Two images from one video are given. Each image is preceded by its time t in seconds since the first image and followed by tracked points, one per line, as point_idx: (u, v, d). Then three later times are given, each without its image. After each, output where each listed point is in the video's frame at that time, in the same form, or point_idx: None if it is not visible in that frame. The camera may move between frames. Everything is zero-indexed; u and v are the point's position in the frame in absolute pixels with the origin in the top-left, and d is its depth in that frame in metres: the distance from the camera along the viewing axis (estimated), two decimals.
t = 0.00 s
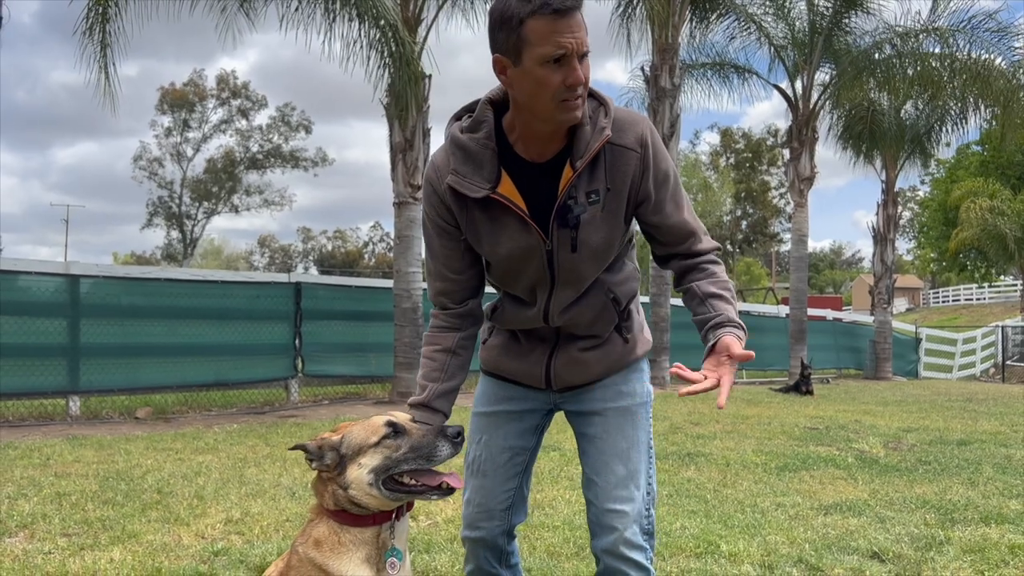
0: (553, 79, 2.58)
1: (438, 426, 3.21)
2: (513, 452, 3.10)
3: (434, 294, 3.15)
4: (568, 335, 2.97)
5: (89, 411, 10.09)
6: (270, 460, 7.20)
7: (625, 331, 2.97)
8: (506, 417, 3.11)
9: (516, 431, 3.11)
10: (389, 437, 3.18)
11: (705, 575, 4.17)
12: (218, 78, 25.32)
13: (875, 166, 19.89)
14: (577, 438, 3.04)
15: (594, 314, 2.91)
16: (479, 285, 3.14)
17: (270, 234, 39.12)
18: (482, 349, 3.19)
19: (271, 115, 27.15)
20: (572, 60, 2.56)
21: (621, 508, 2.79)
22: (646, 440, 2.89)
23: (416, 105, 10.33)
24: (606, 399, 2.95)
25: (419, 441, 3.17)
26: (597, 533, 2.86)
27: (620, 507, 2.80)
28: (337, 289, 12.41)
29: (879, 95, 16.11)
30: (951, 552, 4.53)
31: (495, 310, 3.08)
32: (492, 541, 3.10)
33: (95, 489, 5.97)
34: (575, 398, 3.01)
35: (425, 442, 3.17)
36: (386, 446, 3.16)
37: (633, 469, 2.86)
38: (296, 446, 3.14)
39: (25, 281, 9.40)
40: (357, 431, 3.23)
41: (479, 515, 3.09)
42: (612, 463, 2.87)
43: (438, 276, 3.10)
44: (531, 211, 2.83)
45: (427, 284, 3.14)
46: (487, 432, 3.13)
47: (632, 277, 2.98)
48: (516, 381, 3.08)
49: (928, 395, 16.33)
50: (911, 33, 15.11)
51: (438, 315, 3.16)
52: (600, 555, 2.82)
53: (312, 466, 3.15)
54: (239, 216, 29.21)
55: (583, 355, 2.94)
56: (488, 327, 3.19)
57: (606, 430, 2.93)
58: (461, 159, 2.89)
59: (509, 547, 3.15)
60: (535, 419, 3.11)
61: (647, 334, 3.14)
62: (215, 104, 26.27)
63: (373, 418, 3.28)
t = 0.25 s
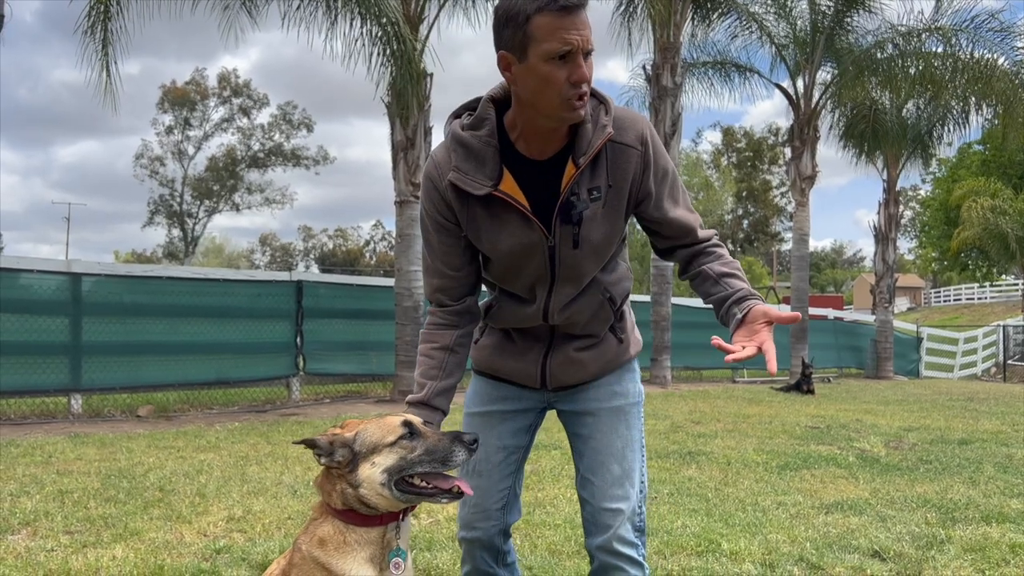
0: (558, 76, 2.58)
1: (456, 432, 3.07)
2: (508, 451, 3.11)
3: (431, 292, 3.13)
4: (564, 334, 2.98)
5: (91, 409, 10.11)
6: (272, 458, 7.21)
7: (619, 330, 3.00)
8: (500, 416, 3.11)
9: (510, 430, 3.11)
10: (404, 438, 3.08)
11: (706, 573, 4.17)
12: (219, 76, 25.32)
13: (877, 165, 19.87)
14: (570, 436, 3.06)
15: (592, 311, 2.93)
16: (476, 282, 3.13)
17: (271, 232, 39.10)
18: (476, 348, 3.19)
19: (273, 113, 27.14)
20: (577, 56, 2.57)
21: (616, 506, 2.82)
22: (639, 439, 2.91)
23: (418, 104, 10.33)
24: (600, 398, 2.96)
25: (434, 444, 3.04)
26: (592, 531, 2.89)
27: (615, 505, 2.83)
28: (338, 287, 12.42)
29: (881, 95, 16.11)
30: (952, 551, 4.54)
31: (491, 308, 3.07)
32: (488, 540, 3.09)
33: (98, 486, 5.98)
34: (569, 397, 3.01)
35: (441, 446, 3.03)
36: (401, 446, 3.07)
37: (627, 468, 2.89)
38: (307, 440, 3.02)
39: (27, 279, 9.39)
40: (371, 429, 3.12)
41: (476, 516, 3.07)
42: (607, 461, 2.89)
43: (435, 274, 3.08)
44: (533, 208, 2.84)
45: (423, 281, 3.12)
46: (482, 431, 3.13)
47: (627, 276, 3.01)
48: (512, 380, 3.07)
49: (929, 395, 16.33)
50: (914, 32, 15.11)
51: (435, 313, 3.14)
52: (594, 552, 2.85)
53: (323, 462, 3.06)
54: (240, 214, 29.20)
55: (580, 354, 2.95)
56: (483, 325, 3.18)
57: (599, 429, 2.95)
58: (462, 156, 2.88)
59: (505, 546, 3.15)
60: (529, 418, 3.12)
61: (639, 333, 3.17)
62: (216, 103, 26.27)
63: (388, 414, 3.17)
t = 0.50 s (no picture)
0: (556, 75, 2.59)
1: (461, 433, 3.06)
2: (504, 450, 3.13)
3: (428, 290, 3.13)
4: (561, 332, 2.98)
5: (92, 407, 10.13)
6: (272, 456, 7.22)
7: (615, 330, 3.02)
8: (496, 415, 3.12)
9: (506, 429, 3.13)
10: (410, 438, 3.06)
11: (706, 571, 4.19)
12: (220, 75, 25.32)
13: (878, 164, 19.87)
14: (567, 435, 3.07)
15: (589, 309, 2.94)
16: (474, 280, 3.14)
17: (272, 231, 39.08)
18: (473, 347, 3.20)
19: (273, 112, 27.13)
20: (575, 56, 2.58)
21: (613, 503, 2.83)
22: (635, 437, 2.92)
23: (418, 102, 10.32)
24: (597, 397, 2.97)
25: (439, 445, 3.02)
26: (589, 528, 2.90)
27: (612, 502, 2.85)
28: (339, 286, 12.42)
29: (881, 94, 16.11)
30: (951, 549, 4.55)
31: (488, 307, 3.08)
32: (484, 539, 3.09)
33: (98, 484, 5.99)
34: (566, 395, 3.02)
35: (446, 447, 3.02)
36: (407, 446, 3.06)
37: (625, 465, 2.90)
38: (312, 437, 3.00)
39: (27, 277, 9.38)
40: (377, 428, 3.10)
41: (471, 515, 3.08)
42: (604, 459, 2.90)
43: (433, 272, 3.08)
44: (531, 206, 2.85)
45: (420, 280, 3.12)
46: (478, 430, 3.14)
47: (623, 275, 3.02)
48: (509, 379, 3.08)
49: (929, 394, 16.33)
50: (914, 32, 15.12)
51: (434, 311, 3.15)
52: (592, 549, 2.86)
53: (327, 460, 3.04)
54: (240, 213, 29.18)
55: (576, 352, 2.96)
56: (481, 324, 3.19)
57: (596, 427, 2.96)
58: (461, 154, 2.89)
59: (501, 545, 3.15)
60: (526, 417, 3.13)
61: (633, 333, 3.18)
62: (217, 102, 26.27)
63: (393, 412, 3.16)
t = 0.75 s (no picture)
0: (554, 72, 2.59)
1: (467, 437, 3.06)
2: (503, 448, 3.13)
3: (427, 287, 3.13)
4: (560, 330, 2.98)
5: (92, 405, 10.12)
6: (273, 454, 7.22)
7: (614, 328, 3.02)
8: (495, 413, 3.12)
9: (505, 428, 3.13)
10: (417, 439, 3.06)
11: (706, 570, 4.19)
12: (220, 73, 25.31)
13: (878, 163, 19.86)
14: (566, 433, 3.07)
15: (588, 307, 2.94)
16: (472, 278, 3.14)
17: (272, 229, 39.04)
18: (472, 345, 3.19)
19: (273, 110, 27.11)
20: (572, 53, 2.58)
21: (612, 501, 2.83)
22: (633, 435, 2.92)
23: (419, 101, 10.31)
24: (595, 395, 2.97)
25: (445, 448, 3.02)
26: (589, 527, 2.89)
27: (611, 500, 2.84)
28: (339, 284, 12.42)
29: (882, 92, 16.10)
30: (951, 548, 4.55)
31: (487, 305, 3.07)
32: (483, 537, 3.08)
33: (99, 482, 5.99)
34: (565, 393, 3.02)
35: (452, 451, 3.01)
36: (413, 448, 3.05)
37: (623, 463, 2.90)
38: (318, 435, 3.00)
39: (27, 275, 9.38)
40: (383, 428, 3.09)
41: (470, 514, 3.07)
42: (603, 457, 2.90)
43: (431, 269, 3.08)
44: (530, 203, 2.84)
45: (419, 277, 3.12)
46: (477, 428, 3.14)
47: (622, 273, 3.01)
48: (507, 377, 3.08)
49: (929, 392, 16.33)
50: (914, 30, 15.11)
51: (433, 308, 3.14)
52: (591, 547, 2.86)
53: (332, 458, 3.03)
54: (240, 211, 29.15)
55: (575, 350, 2.96)
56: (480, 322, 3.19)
57: (594, 425, 2.95)
58: (459, 151, 2.89)
59: (500, 543, 3.14)
60: (524, 415, 3.13)
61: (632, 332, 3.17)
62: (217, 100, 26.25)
63: (400, 413, 3.15)
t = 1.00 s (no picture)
0: (549, 71, 2.59)
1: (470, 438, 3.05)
2: (503, 447, 3.13)
3: (426, 286, 3.13)
4: (559, 329, 2.98)
5: (91, 404, 10.11)
6: (272, 453, 7.21)
7: (613, 327, 3.01)
8: (494, 412, 3.12)
9: (504, 427, 3.12)
10: (419, 439, 3.05)
11: (706, 569, 4.18)
12: (220, 71, 25.30)
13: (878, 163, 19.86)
14: (564, 432, 3.06)
15: (587, 305, 2.93)
16: (471, 276, 3.13)
17: (271, 228, 39.01)
18: (471, 344, 3.19)
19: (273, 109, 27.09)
20: (567, 51, 2.58)
21: (611, 500, 2.83)
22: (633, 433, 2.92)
23: (419, 99, 10.29)
24: (595, 394, 2.97)
25: (447, 449, 3.01)
26: (588, 526, 2.89)
27: (610, 499, 2.84)
28: (339, 283, 12.42)
29: (882, 91, 16.10)
30: (951, 548, 4.55)
31: (486, 305, 3.07)
32: (482, 536, 3.09)
33: (99, 480, 5.99)
34: (564, 392, 3.01)
35: (454, 452, 3.01)
36: (416, 448, 3.04)
37: (623, 462, 2.90)
38: (321, 433, 2.98)
39: (27, 273, 9.37)
40: (387, 427, 3.08)
41: (469, 512, 3.07)
42: (603, 456, 2.89)
43: (430, 268, 3.08)
44: (528, 201, 2.84)
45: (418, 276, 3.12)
46: (477, 427, 3.14)
47: (621, 271, 3.01)
48: (506, 376, 3.08)
49: (929, 392, 16.34)
50: (914, 29, 15.12)
51: (432, 307, 3.13)
52: (591, 547, 2.86)
53: (334, 457, 3.02)
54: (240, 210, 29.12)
55: (574, 349, 2.96)
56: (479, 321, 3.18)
57: (593, 424, 2.95)
58: (458, 149, 2.89)
59: (499, 542, 3.14)
60: (524, 414, 3.13)
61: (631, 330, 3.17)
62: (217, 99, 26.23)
63: (403, 411, 3.14)
